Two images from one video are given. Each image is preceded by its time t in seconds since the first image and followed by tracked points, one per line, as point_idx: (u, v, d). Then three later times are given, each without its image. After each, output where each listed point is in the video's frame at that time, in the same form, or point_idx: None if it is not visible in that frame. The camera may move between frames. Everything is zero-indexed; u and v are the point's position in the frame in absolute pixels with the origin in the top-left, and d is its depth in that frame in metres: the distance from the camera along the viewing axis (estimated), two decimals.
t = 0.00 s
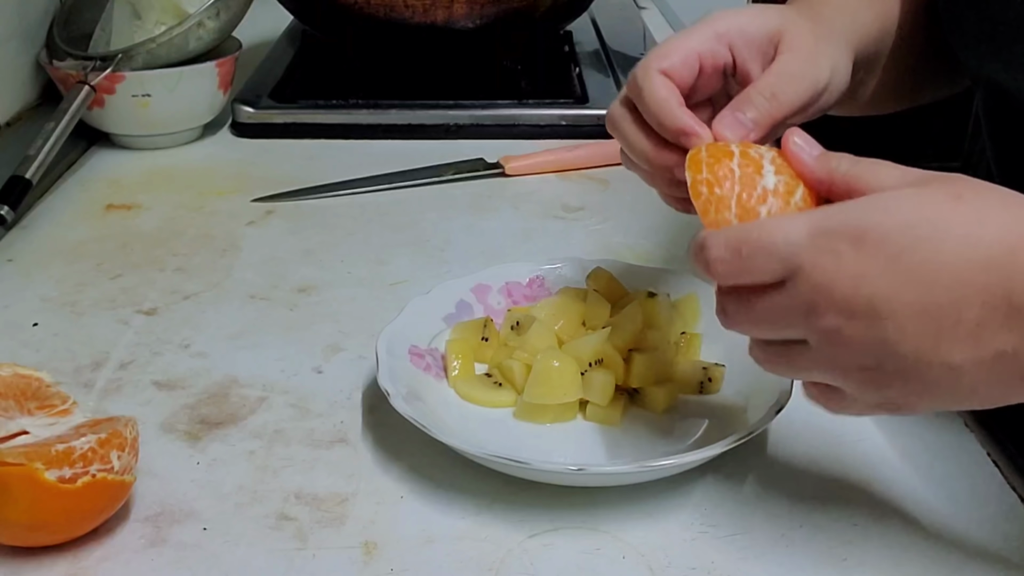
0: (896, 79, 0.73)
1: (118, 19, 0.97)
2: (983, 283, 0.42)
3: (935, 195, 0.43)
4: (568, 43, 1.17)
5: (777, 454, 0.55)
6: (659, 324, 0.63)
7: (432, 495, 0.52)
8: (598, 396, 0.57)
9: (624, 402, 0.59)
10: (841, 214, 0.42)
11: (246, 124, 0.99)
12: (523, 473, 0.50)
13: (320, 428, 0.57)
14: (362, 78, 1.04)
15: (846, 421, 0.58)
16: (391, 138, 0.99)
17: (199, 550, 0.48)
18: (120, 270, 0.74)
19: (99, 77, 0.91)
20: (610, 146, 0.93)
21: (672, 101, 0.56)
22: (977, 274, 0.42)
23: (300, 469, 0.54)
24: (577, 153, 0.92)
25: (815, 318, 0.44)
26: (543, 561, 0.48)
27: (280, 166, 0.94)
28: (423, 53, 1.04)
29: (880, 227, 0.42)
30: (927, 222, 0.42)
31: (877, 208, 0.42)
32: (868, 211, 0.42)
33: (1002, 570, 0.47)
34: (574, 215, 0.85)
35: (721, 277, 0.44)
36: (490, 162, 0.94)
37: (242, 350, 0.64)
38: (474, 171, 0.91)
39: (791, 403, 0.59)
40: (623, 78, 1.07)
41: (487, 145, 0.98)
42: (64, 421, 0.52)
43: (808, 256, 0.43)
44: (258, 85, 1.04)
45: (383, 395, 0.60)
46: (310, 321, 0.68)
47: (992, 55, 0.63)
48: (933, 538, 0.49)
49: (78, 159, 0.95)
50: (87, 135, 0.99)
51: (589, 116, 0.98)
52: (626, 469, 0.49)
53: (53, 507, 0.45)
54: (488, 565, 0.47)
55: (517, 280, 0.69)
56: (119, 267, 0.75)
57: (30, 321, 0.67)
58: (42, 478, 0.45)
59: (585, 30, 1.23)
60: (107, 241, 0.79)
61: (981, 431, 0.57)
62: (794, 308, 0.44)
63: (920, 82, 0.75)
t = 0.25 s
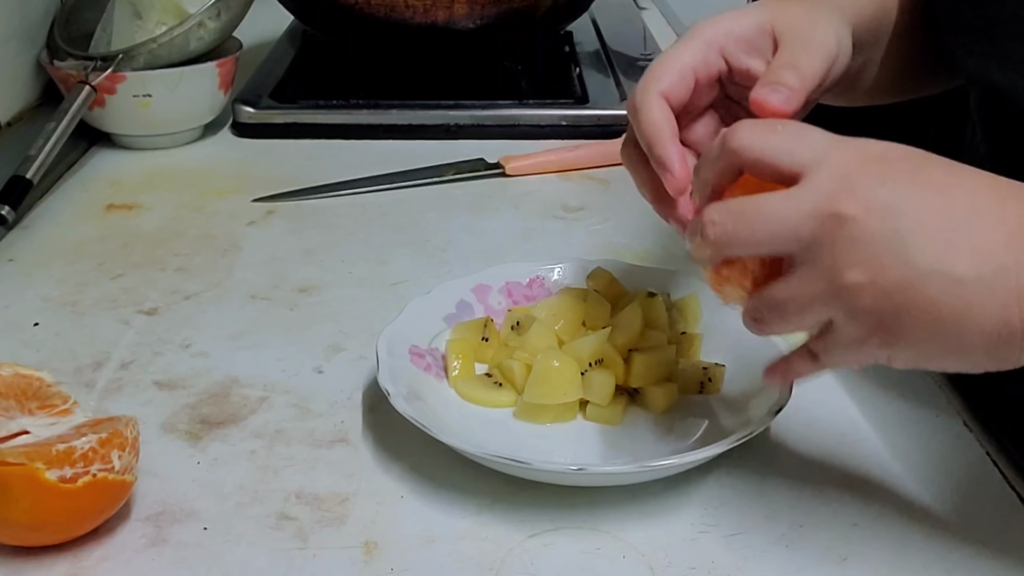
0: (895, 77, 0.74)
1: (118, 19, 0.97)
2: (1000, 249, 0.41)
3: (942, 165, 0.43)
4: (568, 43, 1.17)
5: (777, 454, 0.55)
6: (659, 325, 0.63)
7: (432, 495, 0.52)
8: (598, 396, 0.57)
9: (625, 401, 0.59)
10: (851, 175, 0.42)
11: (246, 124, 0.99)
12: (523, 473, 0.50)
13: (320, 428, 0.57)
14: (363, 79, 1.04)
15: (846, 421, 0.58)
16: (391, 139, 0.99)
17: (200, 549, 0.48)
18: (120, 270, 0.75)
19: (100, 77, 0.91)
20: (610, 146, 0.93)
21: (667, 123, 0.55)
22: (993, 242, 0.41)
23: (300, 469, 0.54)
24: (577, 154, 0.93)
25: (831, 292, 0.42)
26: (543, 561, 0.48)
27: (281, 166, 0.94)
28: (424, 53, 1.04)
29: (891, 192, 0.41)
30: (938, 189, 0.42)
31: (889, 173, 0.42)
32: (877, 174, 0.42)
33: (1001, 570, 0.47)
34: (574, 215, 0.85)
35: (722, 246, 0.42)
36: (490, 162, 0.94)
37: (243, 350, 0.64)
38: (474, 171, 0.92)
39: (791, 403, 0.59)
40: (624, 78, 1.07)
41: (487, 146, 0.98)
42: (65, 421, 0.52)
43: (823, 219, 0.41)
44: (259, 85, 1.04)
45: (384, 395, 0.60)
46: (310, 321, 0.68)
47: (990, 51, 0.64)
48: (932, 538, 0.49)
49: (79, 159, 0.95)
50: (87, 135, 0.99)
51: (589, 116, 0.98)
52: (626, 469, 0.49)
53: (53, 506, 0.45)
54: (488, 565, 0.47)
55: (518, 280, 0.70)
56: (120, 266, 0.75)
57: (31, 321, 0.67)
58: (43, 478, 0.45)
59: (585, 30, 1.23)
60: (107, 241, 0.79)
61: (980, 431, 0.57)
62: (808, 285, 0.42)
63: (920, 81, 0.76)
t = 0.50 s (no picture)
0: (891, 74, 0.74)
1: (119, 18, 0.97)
2: (973, 239, 0.41)
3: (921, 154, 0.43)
4: (569, 43, 1.17)
5: (778, 454, 0.55)
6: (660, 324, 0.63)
7: (432, 495, 0.52)
8: (598, 396, 0.57)
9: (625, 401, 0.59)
10: (821, 186, 0.42)
11: (247, 123, 0.99)
12: (524, 473, 0.50)
13: (320, 428, 0.57)
14: (363, 79, 1.04)
15: (847, 422, 0.58)
16: (392, 139, 0.99)
17: (200, 549, 0.48)
18: (121, 270, 0.75)
19: (100, 77, 0.91)
20: (611, 147, 0.93)
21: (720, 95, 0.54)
22: (967, 232, 0.41)
23: (301, 469, 0.54)
24: (577, 154, 0.93)
25: (815, 299, 0.44)
26: (544, 560, 0.48)
27: (281, 166, 0.94)
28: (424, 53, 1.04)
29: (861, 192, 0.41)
30: (911, 182, 0.41)
31: (858, 173, 0.42)
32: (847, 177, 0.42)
33: (1001, 570, 0.47)
34: (574, 215, 0.85)
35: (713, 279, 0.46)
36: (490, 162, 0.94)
37: (243, 350, 0.64)
38: (474, 171, 0.92)
39: (792, 402, 0.60)
40: (624, 78, 1.07)
41: (487, 146, 0.98)
42: (66, 421, 0.52)
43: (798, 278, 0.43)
44: (259, 85, 1.04)
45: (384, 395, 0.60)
46: (311, 321, 0.68)
47: (987, 53, 0.64)
48: (932, 538, 0.49)
49: (79, 158, 0.95)
50: (88, 135, 0.99)
51: (590, 116, 0.98)
52: (626, 470, 0.49)
53: (53, 506, 0.45)
54: (488, 566, 0.47)
55: (518, 280, 0.70)
56: (120, 266, 0.75)
57: (31, 321, 0.67)
58: (42, 477, 0.45)
59: (586, 30, 1.23)
60: (108, 241, 0.79)
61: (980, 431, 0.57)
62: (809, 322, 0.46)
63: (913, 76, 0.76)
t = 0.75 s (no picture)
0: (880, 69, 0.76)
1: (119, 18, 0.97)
2: (973, 259, 0.42)
3: (927, 166, 0.43)
4: (569, 43, 1.17)
5: (778, 454, 0.55)
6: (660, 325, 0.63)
7: (433, 495, 0.52)
8: (599, 397, 0.57)
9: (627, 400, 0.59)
10: (828, 203, 0.43)
11: (247, 123, 0.99)
12: (523, 473, 0.50)
13: (321, 428, 0.57)
14: (363, 78, 1.04)
15: (847, 421, 0.58)
16: (392, 139, 0.99)
17: (201, 549, 0.48)
18: (121, 270, 0.75)
19: (101, 77, 0.91)
20: (611, 147, 0.93)
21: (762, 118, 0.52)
22: (968, 252, 0.42)
23: (301, 469, 0.54)
24: (578, 154, 0.93)
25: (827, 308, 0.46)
26: (544, 560, 0.48)
27: (280, 166, 0.94)
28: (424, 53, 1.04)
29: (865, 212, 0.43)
30: (916, 201, 0.42)
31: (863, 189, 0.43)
32: (852, 195, 0.43)
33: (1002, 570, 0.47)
34: (574, 215, 0.85)
35: (733, 288, 0.48)
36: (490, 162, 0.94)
37: (243, 350, 0.64)
38: (474, 171, 0.91)
39: (792, 401, 0.60)
40: (624, 78, 1.07)
41: (487, 146, 0.98)
42: (66, 420, 0.52)
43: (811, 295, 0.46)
44: (259, 85, 1.04)
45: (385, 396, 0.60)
46: (311, 321, 0.68)
47: (982, 58, 0.67)
48: (932, 538, 0.49)
49: (79, 158, 0.95)
50: (88, 135, 0.99)
51: (590, 116, 0.98)
52: (626, 469, 0.49)
53: (53, 506, 0.45)
54: (489, 566, 0.47)
55: (518, 280, 0.70)
56: (120, 266, 0.75)
57: (32, 321, 0.67)
58: (42, 477, 0.45)
59: (586, 30, 1.23)
60: (108, 241, 0.79)
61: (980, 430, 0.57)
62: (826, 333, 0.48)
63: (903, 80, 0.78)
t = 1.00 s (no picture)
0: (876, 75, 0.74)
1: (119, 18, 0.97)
2: (960, 255, 0.41)
3: (929, 159, 0.43)
4: (569, 43, 1.17)
5: (779, 454, 0.55)
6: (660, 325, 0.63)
7: (432, 495, 0.52)
8: (599, 397, 0.57)
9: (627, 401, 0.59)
10: (828, 189, 0.44)
11: (247, 123, 0.99)
12: (524, 473, 0.50)
13: (321, 428, 0.57)
14: (363, 78, 1.04)
15: (847, 422, 0.58)
16: (392, 139, 0.99)
17: (201, 549, 0.48)
18: (121, 270, 0.75)
19: (101, 77, 0.91)
20: (611, 147, 0.93)
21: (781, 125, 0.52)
22: (955, 248, 0.42)
23: (301, 469, 0.54)
24: (578, 154, 0.93)
25: (826, 295, 0.46)
26: (544, 560, 0.48)
27: (281, 166, 0.94)
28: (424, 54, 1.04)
29: (862, 196, 0.43)
30: (911, 191, 0.42)
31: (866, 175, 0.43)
32: (851, 181, 0.43)
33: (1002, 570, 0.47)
34: (574, 215, 0.85)
35: (728, 268, 0.49)
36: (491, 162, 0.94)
37: (243, 350, 0.64)
38: (474, 171, 0.92)
39: (792, 400, 0.59)
40: (624, 78, 1.07)
41: (487, 146, 0.98)
42: (66, 420, 0.52)
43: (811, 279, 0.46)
44: (259, 85, 1.04)
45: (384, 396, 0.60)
46: (311, 321, 0.68)
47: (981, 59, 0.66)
48: (932, 538, 0.49)
49: (79, 158, 0.95)
50: (88, 135, 0.99)
51: (590, 116, 0.98)
52: (627, 470, 0.49)
53: (53, 506, 0.45)
54: (488, 566, 0.47)
55: (518, 280, 0.70)
56: (121, 266, 0.75)
57: (32, 321, 0.67)
58: (43, 477, 0.45)
59: (586, 30, 1.23)
60: (108, 241, 0.79)
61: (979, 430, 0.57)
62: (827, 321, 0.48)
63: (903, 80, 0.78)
